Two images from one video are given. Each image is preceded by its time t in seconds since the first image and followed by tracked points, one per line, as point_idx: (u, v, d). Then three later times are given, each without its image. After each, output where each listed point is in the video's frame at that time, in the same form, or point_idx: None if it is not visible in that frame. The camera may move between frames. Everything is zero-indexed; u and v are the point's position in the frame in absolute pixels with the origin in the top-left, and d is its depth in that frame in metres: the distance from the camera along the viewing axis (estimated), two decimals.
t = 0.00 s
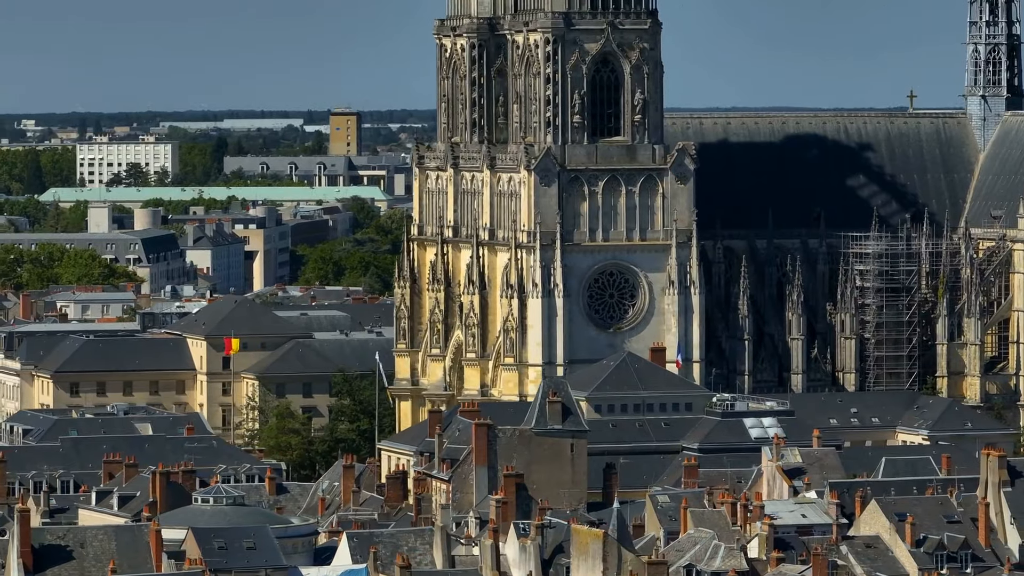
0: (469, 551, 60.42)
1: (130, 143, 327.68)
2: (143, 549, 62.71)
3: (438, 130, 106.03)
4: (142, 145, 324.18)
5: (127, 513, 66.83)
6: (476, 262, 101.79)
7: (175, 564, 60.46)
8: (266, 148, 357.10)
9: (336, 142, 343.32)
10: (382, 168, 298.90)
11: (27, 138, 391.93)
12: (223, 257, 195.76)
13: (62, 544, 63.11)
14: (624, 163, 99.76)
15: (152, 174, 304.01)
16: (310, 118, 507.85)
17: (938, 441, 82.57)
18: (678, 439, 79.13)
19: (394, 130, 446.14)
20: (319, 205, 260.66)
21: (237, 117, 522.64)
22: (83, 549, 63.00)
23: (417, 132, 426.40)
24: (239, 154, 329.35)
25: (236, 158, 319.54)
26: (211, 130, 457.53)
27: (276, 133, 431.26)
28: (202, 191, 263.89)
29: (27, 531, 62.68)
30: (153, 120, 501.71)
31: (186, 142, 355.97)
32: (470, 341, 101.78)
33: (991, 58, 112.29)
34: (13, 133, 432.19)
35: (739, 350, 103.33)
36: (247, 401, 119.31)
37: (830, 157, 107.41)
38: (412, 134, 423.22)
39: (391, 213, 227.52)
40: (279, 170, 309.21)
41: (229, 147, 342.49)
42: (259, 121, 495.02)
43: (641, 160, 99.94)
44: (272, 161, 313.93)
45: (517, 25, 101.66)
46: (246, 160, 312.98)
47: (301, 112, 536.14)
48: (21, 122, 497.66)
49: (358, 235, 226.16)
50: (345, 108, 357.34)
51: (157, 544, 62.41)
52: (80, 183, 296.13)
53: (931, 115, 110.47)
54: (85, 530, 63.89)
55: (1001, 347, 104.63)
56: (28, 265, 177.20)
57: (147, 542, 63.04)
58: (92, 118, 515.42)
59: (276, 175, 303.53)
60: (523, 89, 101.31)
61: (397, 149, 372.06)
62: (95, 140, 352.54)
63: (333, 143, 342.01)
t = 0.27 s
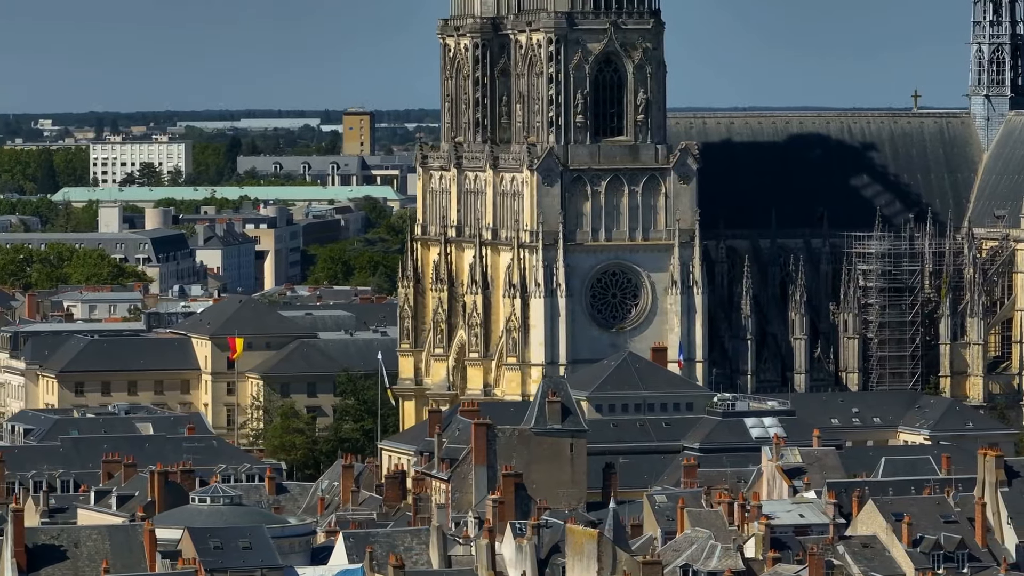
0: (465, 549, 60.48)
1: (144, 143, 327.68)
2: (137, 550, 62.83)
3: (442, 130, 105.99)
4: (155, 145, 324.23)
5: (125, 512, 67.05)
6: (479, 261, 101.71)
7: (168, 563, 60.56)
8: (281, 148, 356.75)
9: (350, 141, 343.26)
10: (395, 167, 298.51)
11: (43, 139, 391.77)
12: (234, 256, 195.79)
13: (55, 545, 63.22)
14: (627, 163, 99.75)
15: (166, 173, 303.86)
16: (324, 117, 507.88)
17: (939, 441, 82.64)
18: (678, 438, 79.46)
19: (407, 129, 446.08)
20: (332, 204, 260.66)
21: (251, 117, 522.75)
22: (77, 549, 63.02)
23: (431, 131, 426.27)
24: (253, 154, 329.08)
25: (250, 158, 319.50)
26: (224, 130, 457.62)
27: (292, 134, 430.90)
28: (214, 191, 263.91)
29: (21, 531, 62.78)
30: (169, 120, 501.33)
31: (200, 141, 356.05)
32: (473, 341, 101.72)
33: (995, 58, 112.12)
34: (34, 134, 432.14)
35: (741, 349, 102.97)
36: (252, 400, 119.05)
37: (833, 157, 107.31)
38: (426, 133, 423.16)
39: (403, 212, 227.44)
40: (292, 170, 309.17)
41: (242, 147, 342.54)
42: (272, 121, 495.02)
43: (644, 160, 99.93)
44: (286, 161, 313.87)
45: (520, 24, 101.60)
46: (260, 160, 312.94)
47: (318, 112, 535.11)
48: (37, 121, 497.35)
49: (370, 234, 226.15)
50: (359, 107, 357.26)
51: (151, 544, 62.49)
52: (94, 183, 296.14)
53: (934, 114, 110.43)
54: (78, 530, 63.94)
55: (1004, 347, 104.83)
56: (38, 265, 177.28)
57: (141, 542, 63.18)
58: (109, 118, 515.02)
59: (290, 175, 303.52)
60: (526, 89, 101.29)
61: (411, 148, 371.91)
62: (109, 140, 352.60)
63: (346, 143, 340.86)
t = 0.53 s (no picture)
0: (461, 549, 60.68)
1: (159, 143, 327.58)
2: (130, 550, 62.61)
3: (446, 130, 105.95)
4: (170, 144, 324.13)
5: (121, 512, 67.04)
6: (482, 261, 101.86)
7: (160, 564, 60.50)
8: (298, 148, 356.68)
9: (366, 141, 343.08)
10: (410, 167, 298.28)
11: (63, 139, 391.77)
12: (246, 256, 195.79)
13: (47, 543, 62.63)
14: (630, 162, 99.82)
15: (182, 173, 303.81)
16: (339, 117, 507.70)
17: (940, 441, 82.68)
18: (679, 439, 79.71)
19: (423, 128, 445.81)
20: (346, 204, 260.56)
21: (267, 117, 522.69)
22: (69, 548, 62.59)
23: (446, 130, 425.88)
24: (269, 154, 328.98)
25: (266, 157, 319.36)
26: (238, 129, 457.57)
27: (307, 132, 430.72)
28: (228, 190, 263.90)
29: (12, 528, 61.99)
30: (186, 120, 501.16)
31: (216, 140, 355.99)
32: (476, 341, 101.57)
33: (999, 57, 112.24)
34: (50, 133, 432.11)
35: (744, 349, 103.04)
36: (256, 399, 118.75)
37: (837, 157, 107.36)
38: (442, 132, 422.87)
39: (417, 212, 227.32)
40: (308, 169, 309.06)
41: (257, 147, 342.42)
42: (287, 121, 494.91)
43: (647, 160, 100.00)
44: (301, 160, 313.70)
45: (523, 24, 101.61)
46: (275, 159, 312.79)
47: (337, 112, 534.67)
48: (55, 122, 497.27)
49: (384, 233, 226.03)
50: (375, 107, 357.04)
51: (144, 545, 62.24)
52: (109, 182, 296.07)
53: (938, 114, 110.45)
54: (69, 527, 63.36)
55: (1008, 346, 104.79)
56: (49, 265, 177.30)
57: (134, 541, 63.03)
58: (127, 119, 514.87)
59: (305, 174, 303.42)
60: (529, 88, 101.35)
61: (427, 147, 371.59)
62: (125, 139, 352.52)
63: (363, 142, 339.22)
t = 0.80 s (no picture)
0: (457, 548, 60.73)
1: (173, 142, 327.36)
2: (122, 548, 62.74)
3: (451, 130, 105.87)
4: (185, 143, 323.97)
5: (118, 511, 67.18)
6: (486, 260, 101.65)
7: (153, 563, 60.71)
8: (313, 146, 356.50)
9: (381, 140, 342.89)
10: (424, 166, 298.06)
11: (79, 139, 391.73)
12: (258, 255, 195.74)
13: (40, 544, 62.51)
14: (633, 161, 99.89)
15: (197, 173, 303.62)
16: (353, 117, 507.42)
17: (941, 440, 82.71)
18: (680, 438, 79.84)
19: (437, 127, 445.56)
20: (360, 203, 260.39)
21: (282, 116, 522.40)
22: (62, 548, 62.60)
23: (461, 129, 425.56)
24: (283, 153, 328.85)
25: (281, 156, 319.10)
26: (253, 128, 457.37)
27: (323, 131, 430.41)
28: (242, 190, 263.73)
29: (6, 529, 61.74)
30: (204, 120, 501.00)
31: (231, 139, 355.74)
32: (480, 340, 101.52)
33: (1003, 56, 112.27)
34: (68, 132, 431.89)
35: (747, 347, 103.13)
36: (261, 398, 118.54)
37: (841, 156, 107.24)
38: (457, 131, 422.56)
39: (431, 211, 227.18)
40: (323, 168, 308.83)
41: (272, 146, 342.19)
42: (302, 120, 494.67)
43: (650, 159, 100.05)
44: (317, 159, 313.47)
45: (527, 23, 101.59)
46: (291, 158, 312.52)
47: (370, 111, 534.24)
48: (71, 121, 497.07)
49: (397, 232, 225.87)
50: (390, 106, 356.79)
51: (137, 544, 62.41)
52: (124, 181, 295.90)
53: (943, 113, 110.41)
54: (62, 528, 63.30)
55: (1011, 346, 104.84)
56: (60, 264, 177.27)
57: (126, 540, 63.13)
58: (144, 117, 514.36)
59: (320, 173, 303.20)
60: (532, 88, 101.35)
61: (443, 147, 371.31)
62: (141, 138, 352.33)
63: (380, 141, 335.75)
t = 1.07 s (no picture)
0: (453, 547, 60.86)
1: (186, 141, 327.17)
2: (115, 548, 62.82)
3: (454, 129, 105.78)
4: (199, 143, 323.84)
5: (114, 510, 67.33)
6: (488, 259, 101.48)
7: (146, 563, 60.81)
8: (327, 146, 356.27)
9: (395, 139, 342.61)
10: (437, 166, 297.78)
11: (94, 139, 391.64)
12: (268, 255, 195.68)
13: (33, 543, 62.64)
14: (635, 160, 99.92)
15: (210, 172, 303.40)
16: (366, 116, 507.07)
17: (941, 440, 82.69)
18: (680, 437, 79.89)
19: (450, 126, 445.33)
20: (372, 202, 260.18)
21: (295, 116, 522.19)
22: (55, 546, 62.71)
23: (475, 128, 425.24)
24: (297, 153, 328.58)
25: (294, 155, 318.87)
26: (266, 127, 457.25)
27: (336, 130, 430.15)
28: (255, 189, 263.59)
29: None
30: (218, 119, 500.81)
31: (245, 139, 355.56)
32: (482, 339, 101.52)
33: (1006, 55, 112.23)
34: (82, 131, 431.71)
35: (750, 346, 103.11)
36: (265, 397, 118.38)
37: (844, 155, 107.18)
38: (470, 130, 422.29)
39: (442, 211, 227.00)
40: (337, 168, 308.59)
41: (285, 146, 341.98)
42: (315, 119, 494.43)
43: (652, 158, 100.07)
44: (330, 158, 313.25)
45: (529, 23, 101.56)
46: (304, 158, 312.28)
47: (383, 111, 534.03)
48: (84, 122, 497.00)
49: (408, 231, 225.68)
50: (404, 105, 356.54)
51: (130, 544, 62.53)
52: (138, 181, 295.72)
53: (946, 113, 110.31)
54: (56, 526, 63.44)
55: (1013, 345, 104.75)
56: (69, 263, 177.23)
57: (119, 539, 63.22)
58: (160, 116, 514.29)
59: (334, 172, 302.99)
60: (535, 87, 101.31)
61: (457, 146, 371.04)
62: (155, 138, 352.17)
63: (393, 140, 333.97)
